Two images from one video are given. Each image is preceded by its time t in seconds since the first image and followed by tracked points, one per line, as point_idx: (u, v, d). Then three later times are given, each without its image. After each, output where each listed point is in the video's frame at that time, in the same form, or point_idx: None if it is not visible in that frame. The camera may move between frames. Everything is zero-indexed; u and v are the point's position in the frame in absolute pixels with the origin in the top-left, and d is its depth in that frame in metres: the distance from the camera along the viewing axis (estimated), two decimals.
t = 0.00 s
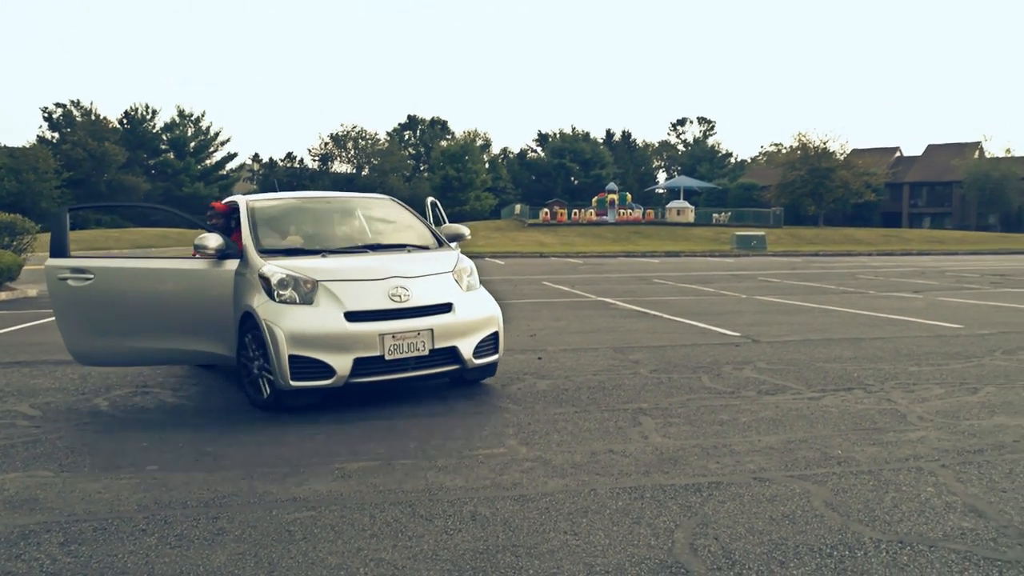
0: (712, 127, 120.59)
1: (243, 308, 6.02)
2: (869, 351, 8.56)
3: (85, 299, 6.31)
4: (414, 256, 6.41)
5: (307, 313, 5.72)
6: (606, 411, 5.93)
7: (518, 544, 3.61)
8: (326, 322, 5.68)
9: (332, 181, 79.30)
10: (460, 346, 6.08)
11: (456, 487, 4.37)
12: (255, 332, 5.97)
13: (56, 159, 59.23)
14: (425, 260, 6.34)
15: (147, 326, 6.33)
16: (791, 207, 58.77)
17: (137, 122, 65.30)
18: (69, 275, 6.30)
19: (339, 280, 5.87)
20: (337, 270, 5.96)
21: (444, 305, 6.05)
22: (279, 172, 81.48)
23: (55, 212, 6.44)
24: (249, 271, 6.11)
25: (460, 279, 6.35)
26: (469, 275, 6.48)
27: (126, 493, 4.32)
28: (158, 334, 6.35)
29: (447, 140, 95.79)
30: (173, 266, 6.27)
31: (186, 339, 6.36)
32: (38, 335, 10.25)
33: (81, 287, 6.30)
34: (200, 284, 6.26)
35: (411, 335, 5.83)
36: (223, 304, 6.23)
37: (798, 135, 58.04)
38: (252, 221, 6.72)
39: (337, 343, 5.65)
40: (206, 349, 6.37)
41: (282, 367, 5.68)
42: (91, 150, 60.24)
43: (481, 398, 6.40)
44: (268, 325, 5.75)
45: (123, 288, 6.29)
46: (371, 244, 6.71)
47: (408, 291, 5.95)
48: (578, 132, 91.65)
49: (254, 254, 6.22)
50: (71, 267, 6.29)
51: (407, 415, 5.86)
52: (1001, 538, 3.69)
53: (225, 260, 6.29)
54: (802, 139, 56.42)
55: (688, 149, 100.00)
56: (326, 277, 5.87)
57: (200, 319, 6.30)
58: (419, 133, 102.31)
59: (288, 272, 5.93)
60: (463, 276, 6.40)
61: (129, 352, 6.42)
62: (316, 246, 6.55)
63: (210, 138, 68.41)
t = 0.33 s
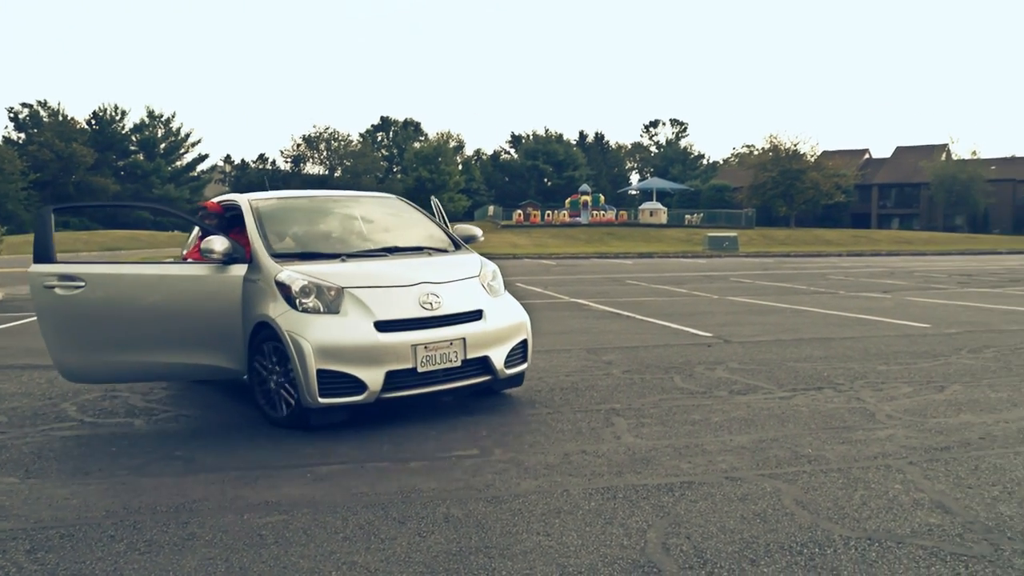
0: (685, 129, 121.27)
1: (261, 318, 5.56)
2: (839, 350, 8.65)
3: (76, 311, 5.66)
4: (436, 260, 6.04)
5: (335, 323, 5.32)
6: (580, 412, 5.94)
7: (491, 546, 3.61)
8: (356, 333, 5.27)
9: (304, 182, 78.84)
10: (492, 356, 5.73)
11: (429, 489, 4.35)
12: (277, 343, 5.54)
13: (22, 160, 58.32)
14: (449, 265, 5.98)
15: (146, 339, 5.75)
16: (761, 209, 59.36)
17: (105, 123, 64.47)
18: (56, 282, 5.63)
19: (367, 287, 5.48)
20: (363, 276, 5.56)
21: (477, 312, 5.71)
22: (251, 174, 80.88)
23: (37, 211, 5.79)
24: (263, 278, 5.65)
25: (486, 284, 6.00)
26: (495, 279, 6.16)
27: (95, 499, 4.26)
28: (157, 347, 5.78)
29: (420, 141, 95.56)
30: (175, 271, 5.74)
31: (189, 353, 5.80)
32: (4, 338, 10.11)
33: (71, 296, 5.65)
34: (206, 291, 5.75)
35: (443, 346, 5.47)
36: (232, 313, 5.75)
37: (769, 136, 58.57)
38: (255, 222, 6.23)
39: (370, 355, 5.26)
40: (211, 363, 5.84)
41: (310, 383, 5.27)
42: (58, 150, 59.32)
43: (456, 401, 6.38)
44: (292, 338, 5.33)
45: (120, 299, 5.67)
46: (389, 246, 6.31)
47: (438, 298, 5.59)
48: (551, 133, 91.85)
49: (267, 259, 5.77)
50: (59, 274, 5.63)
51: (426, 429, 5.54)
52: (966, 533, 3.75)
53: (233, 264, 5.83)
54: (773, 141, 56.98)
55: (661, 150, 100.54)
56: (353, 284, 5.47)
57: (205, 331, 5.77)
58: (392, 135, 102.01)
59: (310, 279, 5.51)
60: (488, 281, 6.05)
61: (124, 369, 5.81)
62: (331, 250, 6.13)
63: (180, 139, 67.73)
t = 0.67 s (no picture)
0: (656, 132, 121.95)
1: (288, 329, 5.12)
2: (808, 351, 8.75)
3: (79, 322, 5.21)
4: (465, 263, 5.69)
5: (377, 332, 4.91)
6: (554, 416, 5.94)
7: (462, 549, 3.60)
8: (400, 344, 4.88)
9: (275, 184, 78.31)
10: (532, 365, 5.42)
11: (402, 493, 4.33)
12: (308, 357, 5.11)
13: None
14: (481, 269, 5.63)
15: (153, 353, 5.30)
16: (732, 212, 59.89)
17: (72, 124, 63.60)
18: (54, 291, 5.20)
19: (407, 294, 5.09)
20: (400, 282, 5.16)
21: (515, 319, 5.39)
22: (221, 176, 80.20)
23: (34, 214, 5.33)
24: (290, 285, 5.19)
25: (518, 287, 5.69)
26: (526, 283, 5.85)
27: (60, 507, 4.20)
28: (166, 362, 5.33)
29: (392, 143, 95.27)
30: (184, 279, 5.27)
31: (202, 368, 5.35)
32: None
33: (70, 306, 5.21)
34: (219, 302, 5.28)
35: (486, 355, 5.14)
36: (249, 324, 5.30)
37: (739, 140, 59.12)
38: (269, 224, 5.75)
39: (416, 367, 4.88)
40: (226, 379, 5.39)
41: (351, 399, 4.86)
42: (23, 152, 58.40)
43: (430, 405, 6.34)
44: (330, 351, 4.90)
45: (126, 309, 5.23)
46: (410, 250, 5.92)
47: (478, 305, 5.25)
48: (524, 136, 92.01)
49: (291, 265, 5.31)
50: (58, 283, 5.19)
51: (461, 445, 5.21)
52: (932, 531, 3.81)
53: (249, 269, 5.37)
54: (743, 145, 57.53)
55: (633, 153, 101.07)
56: (392, 291, 5.07)
57: (218, 344, 5.31)
58: (364, 137, 101.66)
59: (344, 285, 5.08)
60: (520, 285, 5.75)
61: (132, 386, 5.36)
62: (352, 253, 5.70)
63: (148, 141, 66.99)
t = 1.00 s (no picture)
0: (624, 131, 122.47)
1: (332, 337, 4.71)
2: (774, 347, 8.85)
3: (94, 335, 4.70)
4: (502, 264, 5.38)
5: (434, 339, 4.55)
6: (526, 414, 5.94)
7: (430, 548, 3.60)
8: (458, 350, 4.54)
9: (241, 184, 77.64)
10: (579, 369, 5.15)
11: (370, 493, 4.32)
12: (354, 366, 4.71)
13: None
14: (518, 269, 5.34)
15: (174, 367, 4.84)
16: (699, 211, 60.41)
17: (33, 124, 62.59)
18: (64, 299, 4.65)
19: (461, 296, 4.74)
20: (449, 285, 4.81)
21: (562, 321, 5.13)
22: (187, 176, 79.36)
23: (38, 212, 4.76)
24: (331, 288, 4.80)
25: (556, 288, 5.41)
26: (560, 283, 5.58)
27: (21, 512, 4.13)
28: (189, 377, 4.87)
29: (360, 143, 94.81)
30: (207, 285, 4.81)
31: (227, 383, 4.92)
32: None
33: (84, 316, 4.69)
34: (247, 310, 4.86)
35: (539, 360, 4.85)
36: (280, 333, 4.91)
37: (706, 139, 59.65)
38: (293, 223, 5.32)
39: (477, 375, 4.55)
40: (252, 394, 4.98)
41: (409, 413, 4.50)
42: None
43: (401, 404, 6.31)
44: (384, 360, 4.50)
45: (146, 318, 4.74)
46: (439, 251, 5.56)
47: (528, 306, 4.96)
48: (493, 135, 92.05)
49: (328, 267, 4.91)
50: (68, 290, 4.65)
51: (505, 455, 4.92)
52: (893, 522, 3.87)
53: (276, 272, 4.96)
54: (711, 143, 58.05)
55: (601, 152, 101.53)
56: (445, 293, 4.72)
57: (246, 356, 4.90)
58: (331, 137, 101.08)
59: (392, 289, 4.69)
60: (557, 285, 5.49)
61: (151, 405, 4.90)
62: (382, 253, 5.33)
63: (111, 141, 66.14)
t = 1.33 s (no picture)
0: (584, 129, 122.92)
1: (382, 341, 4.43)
2: (730, 344, 8.97)
3: (118, 344, 4.41)
4: (537, 262, 5.19)
5: (495, 342, 4.33)
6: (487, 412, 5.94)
7: (387, 547, 3.59)
8: (520, 354, 4.34)
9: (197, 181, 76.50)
10: (623, 371, 5.02)
11: (326, 492, 4.29)
12: (409, 373, 4.46)
13: None
14: (554, 266, 5.17)
15: (202, 377, 4.54)
16: (658, 210, 60.92)
17: None
18: (84, 305, 4.35)
19: (517, 296, 4.53)
20: (502, 284, 4.59)
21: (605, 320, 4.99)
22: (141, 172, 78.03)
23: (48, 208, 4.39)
24: (377, 290, 4.53)
25: (594, 285, 5.24)
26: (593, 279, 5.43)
27: None
28: (217, 386, 4.58)
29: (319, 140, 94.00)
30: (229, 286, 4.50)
31: (258, 393, 4.64)
32: None
33: (107, 324, 4.39)
34: (279, 314, 4.57)
35: (590, 362, 4.70)
36: (314, 337, 4.64)
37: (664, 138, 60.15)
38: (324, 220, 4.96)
39: (538, 380, 4.37)
40: (284, 405, 4.69)
41: (476, 422, 4.28)
42: None
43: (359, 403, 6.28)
44: (445, 366, 4.26)
45: (174, 326, 4.45)
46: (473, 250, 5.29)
47: (576, 306, 4.79)
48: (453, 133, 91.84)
49: (370, 267, 4.63)
50: (90, 295, 4.36)
51: (547, 462, 4.76)
52: (843, 515, 3.95)
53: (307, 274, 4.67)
54: (669, 142, 58.56)
55: (561, 150, 101.84)
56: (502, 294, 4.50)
57: (278, 365, 4.61)
58: (289, 133, 100.09)
59: (446, 289, 4.44)
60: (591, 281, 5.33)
61: (180, 417, 4.61)
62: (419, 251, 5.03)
63: (63, 137, 64.74)
